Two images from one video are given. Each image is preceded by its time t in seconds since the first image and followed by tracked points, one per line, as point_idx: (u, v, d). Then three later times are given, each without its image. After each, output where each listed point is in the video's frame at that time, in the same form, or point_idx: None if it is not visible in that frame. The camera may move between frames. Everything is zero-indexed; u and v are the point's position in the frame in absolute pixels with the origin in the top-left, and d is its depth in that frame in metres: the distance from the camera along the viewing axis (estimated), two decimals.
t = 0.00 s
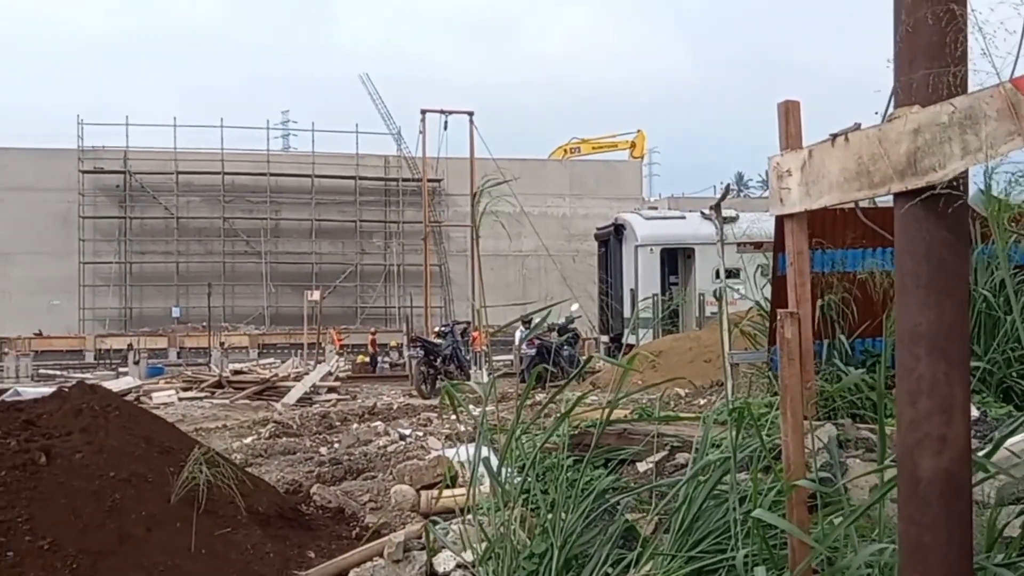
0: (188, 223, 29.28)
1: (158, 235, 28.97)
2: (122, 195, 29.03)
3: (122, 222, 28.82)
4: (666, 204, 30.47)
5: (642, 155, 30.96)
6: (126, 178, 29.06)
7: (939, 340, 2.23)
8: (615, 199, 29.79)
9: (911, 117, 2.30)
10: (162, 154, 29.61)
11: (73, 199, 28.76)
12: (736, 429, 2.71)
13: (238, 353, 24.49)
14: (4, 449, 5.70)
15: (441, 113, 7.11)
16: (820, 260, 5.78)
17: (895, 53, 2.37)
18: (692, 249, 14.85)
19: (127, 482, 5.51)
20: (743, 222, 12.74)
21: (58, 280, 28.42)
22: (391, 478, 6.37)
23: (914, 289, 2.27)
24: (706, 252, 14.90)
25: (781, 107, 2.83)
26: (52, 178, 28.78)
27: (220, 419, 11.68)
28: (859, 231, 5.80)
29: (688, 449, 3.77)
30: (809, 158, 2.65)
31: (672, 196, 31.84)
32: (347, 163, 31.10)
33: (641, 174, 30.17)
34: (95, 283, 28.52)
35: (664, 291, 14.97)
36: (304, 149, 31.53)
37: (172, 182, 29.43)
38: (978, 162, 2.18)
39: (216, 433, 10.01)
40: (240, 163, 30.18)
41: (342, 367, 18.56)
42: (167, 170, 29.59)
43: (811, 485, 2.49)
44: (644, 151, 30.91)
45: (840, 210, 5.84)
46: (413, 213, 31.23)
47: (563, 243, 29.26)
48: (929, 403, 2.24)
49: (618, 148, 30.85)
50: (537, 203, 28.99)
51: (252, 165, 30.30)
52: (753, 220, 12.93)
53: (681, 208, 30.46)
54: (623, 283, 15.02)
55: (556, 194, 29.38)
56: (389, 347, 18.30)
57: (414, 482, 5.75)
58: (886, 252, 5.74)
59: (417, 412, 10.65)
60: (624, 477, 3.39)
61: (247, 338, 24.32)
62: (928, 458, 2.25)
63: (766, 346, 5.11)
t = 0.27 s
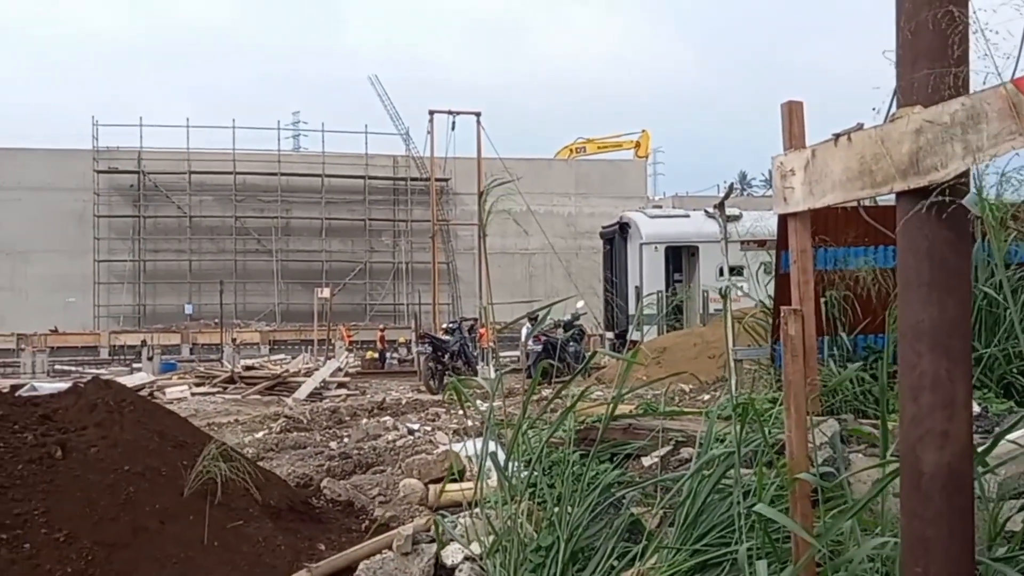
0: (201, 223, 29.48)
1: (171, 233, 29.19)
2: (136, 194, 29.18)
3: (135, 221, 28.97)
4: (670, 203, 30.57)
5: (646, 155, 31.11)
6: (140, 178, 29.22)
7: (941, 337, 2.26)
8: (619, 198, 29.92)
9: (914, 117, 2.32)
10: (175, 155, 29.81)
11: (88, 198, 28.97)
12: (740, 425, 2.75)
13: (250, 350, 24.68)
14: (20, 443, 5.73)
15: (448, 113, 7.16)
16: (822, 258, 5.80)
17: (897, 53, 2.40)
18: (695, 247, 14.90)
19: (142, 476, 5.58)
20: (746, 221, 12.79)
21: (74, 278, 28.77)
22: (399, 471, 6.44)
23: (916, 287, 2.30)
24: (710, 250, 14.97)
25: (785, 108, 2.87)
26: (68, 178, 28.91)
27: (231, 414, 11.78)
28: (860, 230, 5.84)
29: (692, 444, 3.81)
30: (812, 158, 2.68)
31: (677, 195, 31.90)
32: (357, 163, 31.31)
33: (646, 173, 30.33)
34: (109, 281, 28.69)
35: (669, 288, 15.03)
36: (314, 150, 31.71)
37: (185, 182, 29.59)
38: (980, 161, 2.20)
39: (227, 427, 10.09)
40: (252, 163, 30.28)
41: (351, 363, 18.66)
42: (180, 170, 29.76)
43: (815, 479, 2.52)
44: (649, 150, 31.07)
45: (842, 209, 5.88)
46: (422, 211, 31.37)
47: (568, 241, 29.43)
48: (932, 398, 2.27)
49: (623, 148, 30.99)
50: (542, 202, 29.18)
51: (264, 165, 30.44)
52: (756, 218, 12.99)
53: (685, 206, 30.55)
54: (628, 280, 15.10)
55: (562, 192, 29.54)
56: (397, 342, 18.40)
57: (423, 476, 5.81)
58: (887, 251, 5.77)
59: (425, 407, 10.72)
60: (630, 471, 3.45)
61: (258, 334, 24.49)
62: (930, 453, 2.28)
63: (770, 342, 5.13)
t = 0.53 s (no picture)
0: (213, 220, 29.68)
1: (184, 231, 29.38)
2: (149, 192, 29.39)
3: (149, 219, 29.19)
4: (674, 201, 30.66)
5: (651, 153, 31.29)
6: (153, 177, 29.43)
7: (942, 333, 2.29)
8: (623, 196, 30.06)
9: (915, 116, 2.35)
10: (187, 154, 29.99)
11: (103, 197, 29.10)
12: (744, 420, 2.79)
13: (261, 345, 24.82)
14: (37, 437, 5.82)
15: (456, 112, 7.21)
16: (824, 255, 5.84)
17: (898, 52, 2.43)
18: (699, 243, 14.95)
19: (156, 468, 5.65)
20: (749, 218, 12.84)
21: (88, 274, 28.85)
22: (408, 464, 6.50)
23: (918, 283, 2.33)
24: (713, 247, 15.03)
25: (787, 107, 2.90)
26: (82, 177, 29.10)
27: (243, 408, 11.88)
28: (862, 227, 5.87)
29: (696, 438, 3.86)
30: (814, 157, 2.71)
31: (681, 193, 31.97)
32: (365, 162, 31.54)
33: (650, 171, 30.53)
34: (123, 278, 28.84)
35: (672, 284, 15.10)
36: (323, 149, 32.02)
37: (198, 180, 29.85)
38: (980, 160, 2.23)
39: (239, 421, 10.19)
40: (263, 162, 30.49)
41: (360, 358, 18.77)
42: (193, 168, 29.97)
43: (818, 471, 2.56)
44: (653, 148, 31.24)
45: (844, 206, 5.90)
46: (430, 208, 31.52)
47: (573, 237, 29.59)
48: (934, 392, 2.30)
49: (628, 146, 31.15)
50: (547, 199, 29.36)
51: (275, 164, 30.66)
52: (759, 215, 13.05)
53: (689, 204, 30.65)
54: (632, 276, 15.18)
55: (568, 190, 29.74)
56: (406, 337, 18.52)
57: (430, 469, 5.86)
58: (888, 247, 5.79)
59: (433, 401, 10.80)
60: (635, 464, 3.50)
61: (269, 330, 24.65)
62: (932, 446, 2.31)
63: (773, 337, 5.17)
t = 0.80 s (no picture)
0: (226, 217, 29.81)
1: (197, 228, 29.53)
2: (163, 189, 29.52)
3: (163, 216, 29.35)
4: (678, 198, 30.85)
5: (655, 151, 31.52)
6: (167, 174, 29.53)
7: (943, 327, 2.29)
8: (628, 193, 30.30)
9: (915, 114, 2.39)
10: (200, 152, 30.12)
11: (117, 194, 29.21)
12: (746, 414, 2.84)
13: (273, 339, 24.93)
14: (54, 429, 5.90)
15: (464, 111, 7.28)
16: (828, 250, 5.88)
17: (899, 50, 2.46)
18: (703, 239, 15.11)
19: (169, 460, 5.71)
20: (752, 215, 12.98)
21: (103, 270, 28.96)
22: (417, 456, 6.56)
23: (919, 278, 2.33)
24: (717, 242, 15.19)
25: (789, 105, 2.94)
26: (98, 175, 29.23)
27: (255, 401, 11.98)
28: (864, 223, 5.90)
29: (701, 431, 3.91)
30: (817, 154, 2.75)
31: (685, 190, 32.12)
32: (374, 160, 31.74)
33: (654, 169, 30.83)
34: (138, 273, 28.94)
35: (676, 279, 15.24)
36: (333, 147, 32.22)
37: (211, 178, 29.77)
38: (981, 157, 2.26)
39: (251, 413, 10.27)
40: (274, 160, 30.53)
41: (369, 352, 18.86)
42: (206, 166, 29.92)
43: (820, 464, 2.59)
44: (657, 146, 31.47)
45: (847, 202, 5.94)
46: (438, 205, 31.66)
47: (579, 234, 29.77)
48: (935, 386, 2.30)
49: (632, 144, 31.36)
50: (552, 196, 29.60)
51: (286, 162, 30.72)
52: (762, 211, 13.18)
53: (692, 201, 30.80)
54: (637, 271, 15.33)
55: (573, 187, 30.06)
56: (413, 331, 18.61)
57: (439, 461, 5.91)
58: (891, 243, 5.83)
59: (441, 394, 10.88)
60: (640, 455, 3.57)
61: (280, 324, 24.75)
62: (933, 439, 2.31)
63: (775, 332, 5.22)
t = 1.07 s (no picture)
0: (237, 213, 29.93)
1: (210, 224, 29.66)
2: (177, 186, 29.65)
3: (177, 212, 29.52)
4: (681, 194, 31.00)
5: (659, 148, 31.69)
6: (181, 172, 29.65)
7: (943, 320, 2.31)
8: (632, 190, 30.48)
9: (916, 111, 2.40)
10: (213, 150, 30.26)
11: (133, 191, 29.36)
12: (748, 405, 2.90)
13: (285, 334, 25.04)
14: (71, 421, 5.99)
15: (471, 108, 7.35)
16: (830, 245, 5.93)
17: (901, 48, 2.47)
18: (706, 235, 15.26)
19: (184, 451, 5.79)
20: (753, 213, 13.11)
21: (119, 265, 29.09)
22: (425, 448, 6.63)
23: (921, 273, 2.35)
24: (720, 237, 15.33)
25: (792, 102, 2.98)
26: (114, 172, 29.35)
27: (267, 393, 12.09)
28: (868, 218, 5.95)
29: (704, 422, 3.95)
30: (819, 151, 2.78)
31: (689, 186, 32.24)
32: (383, 157, 31.91)
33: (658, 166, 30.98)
34: (152, 269, 29.13)
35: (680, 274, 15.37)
36: (343, 145, 32.40)
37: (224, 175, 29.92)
38: (981, 152, 2.28)
39: (262, 405, 10.37)
40: (285, 158, 30.69)
41: (378, 346, 18.98)
42: (219, 164, 30.07)
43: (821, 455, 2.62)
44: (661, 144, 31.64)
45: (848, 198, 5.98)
46: (445, 202, 31.79)
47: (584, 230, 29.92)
48: (936, 378, 2.32)
49: (636, 142, 31.53)
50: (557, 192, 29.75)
51: (297, 159, 30.85)
52: (764, 208, 13.30)
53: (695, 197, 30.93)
54: (641, 267, 15.46)
55: (577, 184, 30.19)
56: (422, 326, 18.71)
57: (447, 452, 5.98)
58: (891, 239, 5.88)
59: (449, 387, 10.97)
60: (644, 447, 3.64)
61: (292, 318, 24.82)
62: (935, 432, 2.32)
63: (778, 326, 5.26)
